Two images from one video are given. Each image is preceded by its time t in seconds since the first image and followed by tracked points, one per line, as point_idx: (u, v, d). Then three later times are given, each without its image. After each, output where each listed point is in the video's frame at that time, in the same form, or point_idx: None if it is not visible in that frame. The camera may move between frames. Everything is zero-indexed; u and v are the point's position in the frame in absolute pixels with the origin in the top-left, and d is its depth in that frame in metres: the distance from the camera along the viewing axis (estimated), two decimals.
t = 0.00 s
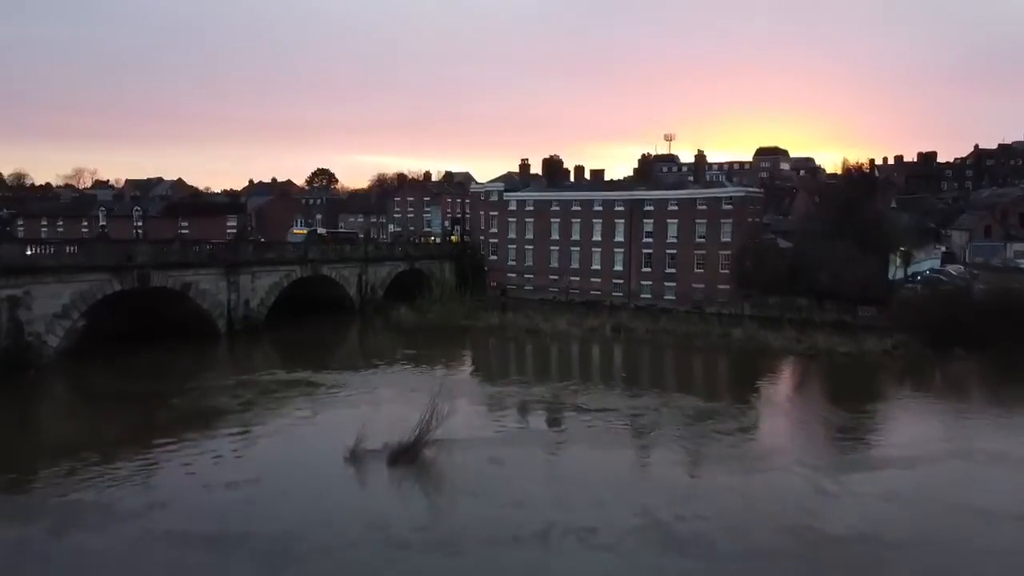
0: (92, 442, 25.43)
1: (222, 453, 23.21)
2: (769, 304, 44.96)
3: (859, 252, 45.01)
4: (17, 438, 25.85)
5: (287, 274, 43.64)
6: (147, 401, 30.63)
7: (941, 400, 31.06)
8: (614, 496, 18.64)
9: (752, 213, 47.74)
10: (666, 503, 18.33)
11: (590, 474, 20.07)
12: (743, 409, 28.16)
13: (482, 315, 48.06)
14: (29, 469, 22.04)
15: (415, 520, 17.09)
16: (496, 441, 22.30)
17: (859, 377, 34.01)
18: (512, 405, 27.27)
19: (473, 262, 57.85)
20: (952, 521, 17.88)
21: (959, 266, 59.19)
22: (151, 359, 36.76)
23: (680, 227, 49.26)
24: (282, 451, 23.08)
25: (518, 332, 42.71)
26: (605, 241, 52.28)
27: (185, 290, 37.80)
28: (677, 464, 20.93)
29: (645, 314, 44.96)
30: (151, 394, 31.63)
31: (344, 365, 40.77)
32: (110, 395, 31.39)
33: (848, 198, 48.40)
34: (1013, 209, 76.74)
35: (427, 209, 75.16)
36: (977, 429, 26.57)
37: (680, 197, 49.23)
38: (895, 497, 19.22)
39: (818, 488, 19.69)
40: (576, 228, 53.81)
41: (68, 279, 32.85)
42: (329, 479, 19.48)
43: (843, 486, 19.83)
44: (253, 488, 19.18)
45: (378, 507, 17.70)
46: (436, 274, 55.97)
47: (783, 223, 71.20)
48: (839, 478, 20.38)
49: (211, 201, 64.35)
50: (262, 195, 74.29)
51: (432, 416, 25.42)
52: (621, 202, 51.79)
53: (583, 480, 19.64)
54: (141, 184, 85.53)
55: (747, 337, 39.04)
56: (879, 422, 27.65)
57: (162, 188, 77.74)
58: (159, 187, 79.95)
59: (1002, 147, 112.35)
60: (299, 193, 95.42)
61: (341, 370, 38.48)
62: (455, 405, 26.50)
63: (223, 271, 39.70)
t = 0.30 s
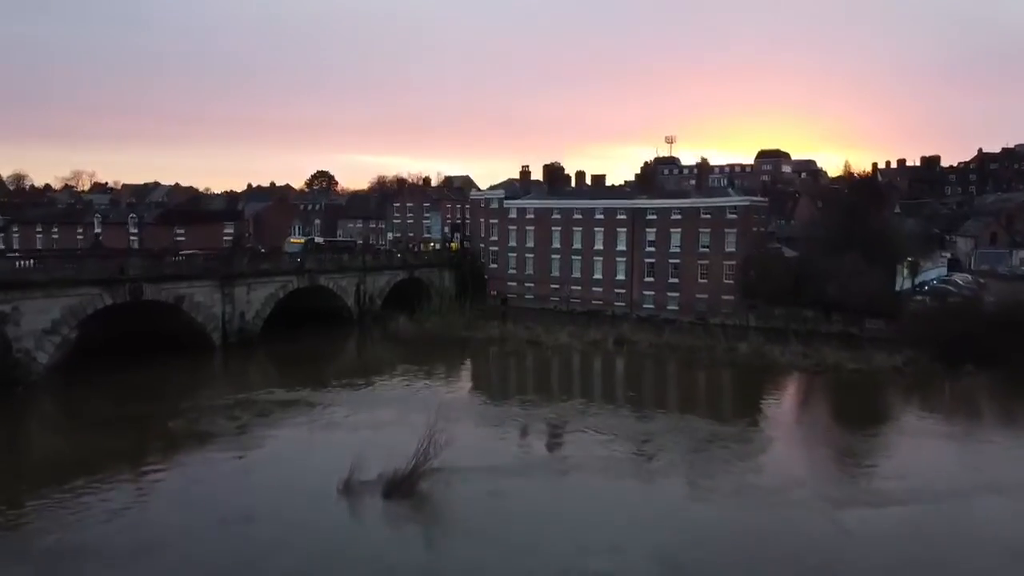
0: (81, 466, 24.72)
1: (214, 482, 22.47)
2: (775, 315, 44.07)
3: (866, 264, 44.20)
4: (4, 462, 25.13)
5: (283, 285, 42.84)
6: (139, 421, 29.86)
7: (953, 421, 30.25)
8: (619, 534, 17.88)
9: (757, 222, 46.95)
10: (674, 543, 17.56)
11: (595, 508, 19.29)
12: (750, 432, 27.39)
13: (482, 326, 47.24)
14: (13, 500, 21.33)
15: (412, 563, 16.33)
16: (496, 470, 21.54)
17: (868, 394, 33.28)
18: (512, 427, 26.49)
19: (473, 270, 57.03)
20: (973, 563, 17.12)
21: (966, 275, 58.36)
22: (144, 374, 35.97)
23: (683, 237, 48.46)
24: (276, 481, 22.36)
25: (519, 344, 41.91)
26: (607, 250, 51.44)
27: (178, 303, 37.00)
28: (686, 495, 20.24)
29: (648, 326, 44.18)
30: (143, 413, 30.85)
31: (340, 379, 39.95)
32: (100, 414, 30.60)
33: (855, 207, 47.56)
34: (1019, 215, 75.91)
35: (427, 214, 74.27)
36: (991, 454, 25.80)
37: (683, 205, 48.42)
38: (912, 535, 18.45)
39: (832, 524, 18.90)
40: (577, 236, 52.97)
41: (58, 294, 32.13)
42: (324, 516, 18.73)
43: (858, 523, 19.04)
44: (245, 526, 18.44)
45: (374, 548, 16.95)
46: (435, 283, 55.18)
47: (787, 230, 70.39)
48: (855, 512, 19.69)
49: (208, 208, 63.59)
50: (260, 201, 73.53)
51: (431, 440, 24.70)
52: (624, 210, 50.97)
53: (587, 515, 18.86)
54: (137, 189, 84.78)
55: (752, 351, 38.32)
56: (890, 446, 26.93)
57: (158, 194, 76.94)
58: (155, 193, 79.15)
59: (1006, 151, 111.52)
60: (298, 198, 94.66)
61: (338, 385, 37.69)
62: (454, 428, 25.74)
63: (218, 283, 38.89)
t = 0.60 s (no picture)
0: (68, 490, 23.95)
1: (203, 516, 21.72)
2: (780, 327, 43.62)
3: (872, 275, 43.31)
4: None
5: (278, 297, 42.01)
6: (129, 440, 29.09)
7: (966, 442, 29.31)
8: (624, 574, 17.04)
9: (761, 231, 46.11)
10: None
11: (597, 544, 18.46)
12: (757, 457, 26.51)
13: (482, 338, 46.38)
14: None
15: None
16: (494, 502, 20.73)
17: (877, 412, 32.47)
18: (512, 453, 25.64)
19: (473, 278, 56.20)
20: None
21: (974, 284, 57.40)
22: (135, 390, 35.18)
23: (686, 246, 47.64)
24: (267, 515, 21.56)
25: (519, 358, 41.05)
26: (609, 259, 50.59)
27: (171, 316, 36.19)
28: (692, 530, 19.41)
29: (651, 339, 43.39)
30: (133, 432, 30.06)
31: (335, 392, 39.05)
32: (91, 432, 29.81)
33: (863, 216, 46.54)
34: None
35: (426, 221, 73.56)
36: (1007, 483, 24.88)
37: (686, 214, 47.61)
38: None
39: (846, 563, 18.01)
40: (578, 245, 52.13)
41: (47, 309, 31.36)
42: (315, 556, 17.93)
43: (873, 561, 18.16)
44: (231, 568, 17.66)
45: None
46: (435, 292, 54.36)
47: (791, 237, 69.47)
48: (869, 549, 18.81)
49: (204, 216, 62.80)
50: (257, 207, 72.75)
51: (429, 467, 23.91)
52: (625, 219, 50.13)
53: (588, 552, 18.01)
54: (134, 195, 84.02)
55: (758, 366, 37.53)
56: (902, 472, 26.13)
57: (155, 200, 76.16)
58: (152, 199, 78.41)
59: (1011, 155, 110.51)
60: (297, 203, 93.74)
61: (334, 400, 36.83)
62: (451, 456, 24.87)
63: (212, 296, 38.06)
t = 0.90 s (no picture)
0: (53, 517, 23.13)
1: (191, 548, 20.96)
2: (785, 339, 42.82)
3: (879, 287, 42.49)
4: None
5: (274, 309, 41.21)
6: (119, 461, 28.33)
7: (978, 465, 28.48)
8: None
9: (766, 242, 45.32)
10: None
11: None
12: (764, 484, 25.75)
13: (481, 351, 45.57)
14: None
15: None
16: (492, 538, 19.97)
17: (886, 430, 31.71)
18: (511, 481, 24.84)
19: (472, 287, 55.39)
20: None
21: (981, 293, 56.57)
22: (127, 407, 34.40)
23: (689, 256, 46.85)
24: (257, 547, 20.81)
25: (519, 372, 40.25)
26: (611, 269, 49.76)
27: (163, 331, 35.40)
28: (697, 567, 18.64)
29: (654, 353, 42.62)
30: (124, 452, 29.30)
31: (331, 407, 38.24)
32: (79, 452, 29.04)
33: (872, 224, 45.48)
34: None
35: (426, 227, 72.71)
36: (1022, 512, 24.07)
37: (690, 224, 46.81)
38: None
39: None
40: (580, 254, 51.28)
41: (35, 326, 30.60)
42: None
43: None
44: None
45: None
46: (433, 301, 53.67)
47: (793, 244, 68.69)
48: None
49: (199, 224, 62.03)
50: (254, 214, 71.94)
51: (423, 500, 23.13)
52: (627, 228, 49.29)
53: None
54: (131, 201, 83.28)
55: (764, 381, 36.78)
56: (914, 498, 25.36)
57: (151, 206, 75.36)
58: (149, 205, 77.76)
59: (1014, 159, 109.57)
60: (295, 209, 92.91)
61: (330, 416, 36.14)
62: (449, 487, 24.06)
63: (206, 309, 37.26)
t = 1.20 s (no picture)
0: (39, 546, 22.42)
1: None
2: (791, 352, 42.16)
3: (887, 300, 41.64)
4: None
5: (270, 322, 40.40)
6: (109, 484, 27.60)
7: (993, 488, 27.63)
8: None
9: (771, 253, 44.55)
10: None
11: None
12: (773, 514, 24.98)
13: (481, 364, 44.74)
14: None
15: None
16: None
17: (897, 450, 30.92)
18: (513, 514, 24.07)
19: (472, 297, 54.54)
20: None
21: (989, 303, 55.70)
22: (119, 424, 33.65)
23: (693, 267, 46.01)
24: None
25: (519, 386, 39.42)
26: (613, 279, 48.94)
27: (155, 347, 34.64)
28: None
29: (657, 368, 41.84)
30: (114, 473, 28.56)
31: (326, 423, 37.40)
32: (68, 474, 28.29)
33: (882, 234, 44.31)
34: None
35: (425, 233, 72.00)
36: None
37: (693, 234, 45.99)
38: None
39: None
40: (581, 264, 50.46)
41: (24, 344, 29.88)
42: None
43: None
44: None
45: None
46: (433, 311, 52.93)
47: (797, 251, 67.94)
48: None
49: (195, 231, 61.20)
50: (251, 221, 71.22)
51: (420, 541, 22.29)
52: (629, 238, 48.46)
53: None
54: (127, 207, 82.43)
55: (770, 397, 36.04)
56: (928, 526, 24.53)
57: (148, 213, 74.58)
58: (145, 211, 76.88)
59: (1019, 164, 108.68)
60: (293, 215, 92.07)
61: (326, 433, 35.36)
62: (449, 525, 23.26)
63: (200, 323, 36.48)
